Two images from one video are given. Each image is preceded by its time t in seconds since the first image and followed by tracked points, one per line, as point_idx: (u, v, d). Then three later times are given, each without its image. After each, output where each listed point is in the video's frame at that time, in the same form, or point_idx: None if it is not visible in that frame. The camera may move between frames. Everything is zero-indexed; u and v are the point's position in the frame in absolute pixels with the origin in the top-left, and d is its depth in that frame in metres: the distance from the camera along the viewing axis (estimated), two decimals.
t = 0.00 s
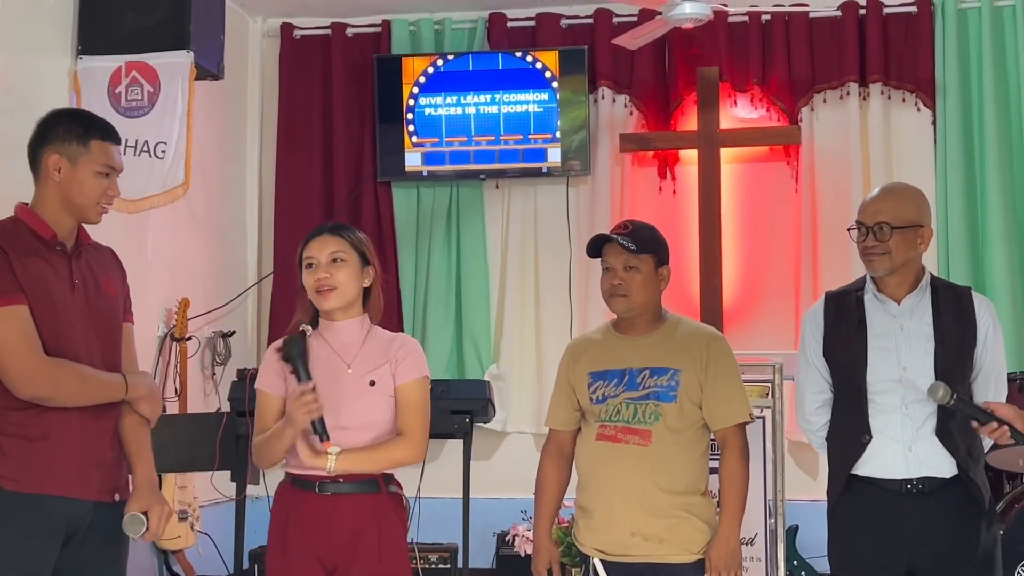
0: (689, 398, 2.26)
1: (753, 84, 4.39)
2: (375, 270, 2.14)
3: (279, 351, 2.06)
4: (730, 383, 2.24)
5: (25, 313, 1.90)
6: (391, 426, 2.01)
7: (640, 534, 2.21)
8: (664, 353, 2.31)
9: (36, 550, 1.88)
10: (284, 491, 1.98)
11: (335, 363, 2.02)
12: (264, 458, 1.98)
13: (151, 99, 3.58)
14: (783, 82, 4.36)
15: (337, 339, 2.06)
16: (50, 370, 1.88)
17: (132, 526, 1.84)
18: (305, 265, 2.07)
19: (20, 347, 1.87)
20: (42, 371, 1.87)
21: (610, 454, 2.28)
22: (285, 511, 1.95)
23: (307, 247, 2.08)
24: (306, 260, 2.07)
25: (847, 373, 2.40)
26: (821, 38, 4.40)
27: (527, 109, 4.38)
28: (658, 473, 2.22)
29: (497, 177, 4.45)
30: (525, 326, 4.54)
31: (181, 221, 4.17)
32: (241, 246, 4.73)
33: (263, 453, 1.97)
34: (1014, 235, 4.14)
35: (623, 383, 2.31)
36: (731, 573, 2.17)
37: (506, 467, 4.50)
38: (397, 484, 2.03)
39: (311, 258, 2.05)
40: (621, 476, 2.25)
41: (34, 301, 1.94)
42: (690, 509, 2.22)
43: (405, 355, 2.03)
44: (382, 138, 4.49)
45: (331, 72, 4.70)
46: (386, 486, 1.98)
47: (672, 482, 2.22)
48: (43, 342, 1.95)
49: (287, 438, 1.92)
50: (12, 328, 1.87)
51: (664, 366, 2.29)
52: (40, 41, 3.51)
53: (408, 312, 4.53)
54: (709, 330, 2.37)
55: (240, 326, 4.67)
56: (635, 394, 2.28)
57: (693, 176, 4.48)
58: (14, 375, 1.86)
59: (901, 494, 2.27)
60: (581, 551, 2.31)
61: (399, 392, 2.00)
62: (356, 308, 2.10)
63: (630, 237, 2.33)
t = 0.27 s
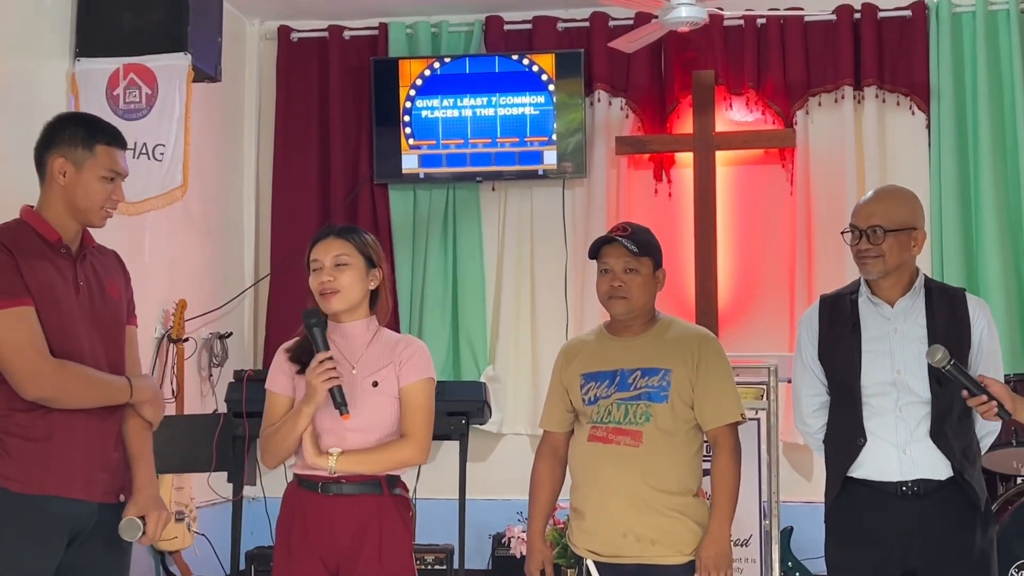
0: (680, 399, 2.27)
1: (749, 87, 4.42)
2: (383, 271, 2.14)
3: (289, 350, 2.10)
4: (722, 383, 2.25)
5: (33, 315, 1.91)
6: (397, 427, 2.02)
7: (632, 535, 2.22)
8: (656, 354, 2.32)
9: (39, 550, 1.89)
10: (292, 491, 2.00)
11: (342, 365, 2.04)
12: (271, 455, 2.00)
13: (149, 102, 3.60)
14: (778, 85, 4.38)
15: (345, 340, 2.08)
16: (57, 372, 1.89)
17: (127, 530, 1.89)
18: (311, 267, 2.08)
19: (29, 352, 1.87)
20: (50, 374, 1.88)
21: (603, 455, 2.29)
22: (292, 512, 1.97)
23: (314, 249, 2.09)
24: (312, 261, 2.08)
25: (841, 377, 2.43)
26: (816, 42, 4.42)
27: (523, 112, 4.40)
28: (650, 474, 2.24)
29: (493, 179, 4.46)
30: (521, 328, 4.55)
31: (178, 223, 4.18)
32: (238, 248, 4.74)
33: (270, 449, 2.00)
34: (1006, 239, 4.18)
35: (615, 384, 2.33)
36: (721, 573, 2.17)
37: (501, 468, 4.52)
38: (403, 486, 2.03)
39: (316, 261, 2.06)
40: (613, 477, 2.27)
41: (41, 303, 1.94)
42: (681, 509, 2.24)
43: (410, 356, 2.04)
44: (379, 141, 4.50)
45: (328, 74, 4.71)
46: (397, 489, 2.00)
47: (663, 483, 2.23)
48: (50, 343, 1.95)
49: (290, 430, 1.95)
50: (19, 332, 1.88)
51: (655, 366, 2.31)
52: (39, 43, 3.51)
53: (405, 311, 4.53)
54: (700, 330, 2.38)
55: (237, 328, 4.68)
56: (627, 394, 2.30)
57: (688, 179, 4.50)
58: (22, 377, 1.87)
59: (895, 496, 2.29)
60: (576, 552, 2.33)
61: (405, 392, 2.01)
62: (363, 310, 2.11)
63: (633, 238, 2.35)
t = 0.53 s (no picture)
0: (676, 399, 2.28)
1: (746, 90, 4.43)
2: (387, 274, 2.13)
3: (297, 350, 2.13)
4: (717, 383, 2.26)
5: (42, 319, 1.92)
6: (399, 430, 2.02)
7: (629, 536, 2.23)
8: (652, 355, 2.33)
9: (44, 550, 1.89)
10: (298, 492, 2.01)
11: (346, 366, 2.06)
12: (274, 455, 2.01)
13: (148, 103, 3.63)
14: (776, 88, 4.39)
15: (350, 342, 2.09)
16: (65, 377, 1.90)
17: (133, 530, 1.91)
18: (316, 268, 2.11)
19: (37, 357, 1.88)
20: (58, 378, 1.89)
21: (599, 456, 2.30)
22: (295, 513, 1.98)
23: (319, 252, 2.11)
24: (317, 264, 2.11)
25: (841, 379, 2.44)
26: (813, 45, 4.43)
27: (521, 113, 4.40)
28: (646, 475, 2.25)
29: (491, 181, 4.47)
30: (519, 329, 4.56)
31: (176, 224, 4.18)
32: (236, 250, 4.74)
33: (274, 449, 2.01)
34: (1003, 241, 4.18)
35: (610, 385, 2.34)
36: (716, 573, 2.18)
37: (499, 469, 4.52)
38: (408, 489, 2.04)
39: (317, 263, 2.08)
40: (609, 478, 2.28)
41: (50, 306, 1.95)
42: (677, 510, 2.25)
43: (414, 358, 2.04)
44: (377, 143, 4.50)
45: (326, 76, 4.72)
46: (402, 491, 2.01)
47: (660, 484, 2.24)
48: (59, 346, 1.96)
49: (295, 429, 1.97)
50: (26, 336, 1.89)
51: (650, 367, 2.31)
52: (38, 45, 3.52)
53: (403, 312, 4.55)
54: (696, 331, 2.39)
55: (235, 329, 4.69)
56: (622, 395, 2.31)
57: (686, 181, 4.51)
58: (28, 381, 1.88)
59: (895, 497, 2.30)
60: (573, 553, 2.35)
61: (407, 395, 2.02)
62: (367, 312, 2.11)
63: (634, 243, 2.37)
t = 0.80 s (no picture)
0: (676, 400, 2.26)
1: (746, 89, 4.41)
2: (389, 272, 2.11)
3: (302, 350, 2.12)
4: (717, 384, 2.24)
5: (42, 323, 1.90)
6: (397, 431, 1.99)
7: (629, 537, 2.22)
8: (652, 355, 2.32)
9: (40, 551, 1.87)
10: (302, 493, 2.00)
11: (345, 367, 2.04)
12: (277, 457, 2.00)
13: (146, 103, 3.63)
14: (776, 87, 4.38)
15: (351, 342, 2.07)
16: (65, 381, 1.88)
17: (127, 544, 1.85)
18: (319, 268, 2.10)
19: (37, 362, 1.86)
20: (57, 382, 1.87)
21: (599, 457, 2.29)
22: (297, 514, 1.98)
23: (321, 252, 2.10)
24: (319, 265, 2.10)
25: (841, 379, 2.42)
26: (813, 44, 4.42)
27: (520, 113, 4.38)
28: (646, 476, 2.23)
29: (489, 181, 4.45)
30: (517, 329, 4.54)
31: (173, 223, 4.17)
32: (234, 250, 4.73)
33: (276, 452, 2.00)
34: (1003, 239, 4.16)
35: (610, 386, 2.32)
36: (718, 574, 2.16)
37: (497, 470, 4.51)
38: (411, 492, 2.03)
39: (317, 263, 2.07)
40: (609, 480, 2.26)
41: (53, 309, 1.93)
42: (677, 511, 2.23)
43: (414, 358, 2.02)
44: (375, 142, 4.48)
45: (324, 75, 4.70)
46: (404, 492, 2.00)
47: (659, 485, 2.22)
48: (59, 351, 1.94)
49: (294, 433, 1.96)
50: (28, 340, 1.87)
51: (650, 367, 2.30)
52: (34, 43, 3.50)
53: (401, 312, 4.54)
54: (696, 331, 2.37)
55: (232, 329, 4.67)
56: (623, 396, 2.29)
57: (685, 181, 4.50)
58: (27, 383, 1.86)
59: (895, 498, 2.28)
60: (572, 554, 2.33)
61: (406, 395, 1.99)
62: (369, 311, 2.09)
63: (638, 244, 2.36)
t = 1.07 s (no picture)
0: (677, 394, 2.26)
1: (745, 84, 4.40)
2: (380, 265, 2.13)
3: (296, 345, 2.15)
4: (718, 379, 2.23)
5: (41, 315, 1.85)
6: (389, 425, 2.02)
7: (629, 531, 2.21)
8: (653, 349, 2.31)
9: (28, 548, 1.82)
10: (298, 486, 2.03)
11: (338, 360, 2.06)
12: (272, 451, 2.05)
13: (146, 97, 3.64)
14: (775, 82, 4.37)
15: (344, 336, 2.09)
16: (63, 374, 1.83)
17: (119, 548, 1.83)
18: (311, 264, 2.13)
19: (35, 357, 1.80)
20: (54, 375, 1.82)
21: (599, 451, 2.28)
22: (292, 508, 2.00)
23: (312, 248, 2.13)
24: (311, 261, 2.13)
25: (840, 373, 2.41)
26: (812, 39, 4.40)
27: (519, 108, 4.38)
28: (647, 470, 2.22)
29: (488, 176, 4.44)
30: (515, 326, 4.54)
31: (172, 219, 4.16)
32: (232, 245, 4.72)
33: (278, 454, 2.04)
34: (1003, 235, 4.16)
35: (611, 380, 2.31)
36: (718, 569, 2.16)
37: (496, 466, 4.50)
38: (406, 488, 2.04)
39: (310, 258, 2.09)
40: (609, 474, 2.25)
41: (50, 301, 1.88)
42: (677, 505, 2.22)
43: (404, 353, 2.04)
44: (374, 138, 4.48)
45: (323, 71, 4.69)
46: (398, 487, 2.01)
47: (660, 480, 2.22)
48: (54, 344, 1.89)
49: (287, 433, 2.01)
50: (22, 333, 1.81)
51: (651, 362, 2.29)
52: (31, 37, 3.50)
53: (400, 307, 4.52)
54: (696, 325, 2.36)
55: (231, 325, 4.66)
56: (624, 390, 2.28)
57: (684, 177, 4.49)
58: (24, 378, 1.80)
59: (894, 493, 2.27)
60: (571, 548, 2.32)
61: (397, 390, 2.01)
62: (361, 304, 2.12)
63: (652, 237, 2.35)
